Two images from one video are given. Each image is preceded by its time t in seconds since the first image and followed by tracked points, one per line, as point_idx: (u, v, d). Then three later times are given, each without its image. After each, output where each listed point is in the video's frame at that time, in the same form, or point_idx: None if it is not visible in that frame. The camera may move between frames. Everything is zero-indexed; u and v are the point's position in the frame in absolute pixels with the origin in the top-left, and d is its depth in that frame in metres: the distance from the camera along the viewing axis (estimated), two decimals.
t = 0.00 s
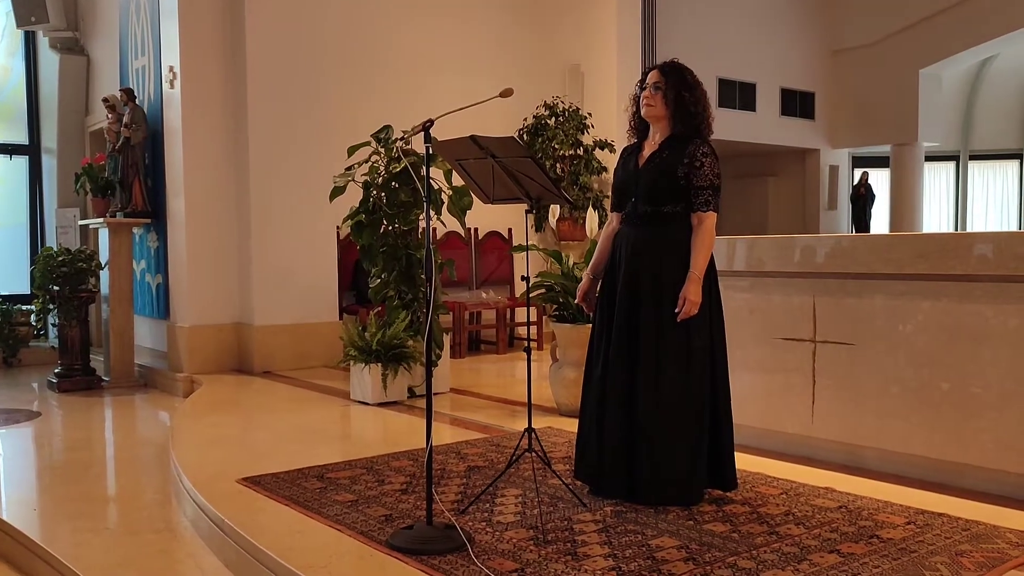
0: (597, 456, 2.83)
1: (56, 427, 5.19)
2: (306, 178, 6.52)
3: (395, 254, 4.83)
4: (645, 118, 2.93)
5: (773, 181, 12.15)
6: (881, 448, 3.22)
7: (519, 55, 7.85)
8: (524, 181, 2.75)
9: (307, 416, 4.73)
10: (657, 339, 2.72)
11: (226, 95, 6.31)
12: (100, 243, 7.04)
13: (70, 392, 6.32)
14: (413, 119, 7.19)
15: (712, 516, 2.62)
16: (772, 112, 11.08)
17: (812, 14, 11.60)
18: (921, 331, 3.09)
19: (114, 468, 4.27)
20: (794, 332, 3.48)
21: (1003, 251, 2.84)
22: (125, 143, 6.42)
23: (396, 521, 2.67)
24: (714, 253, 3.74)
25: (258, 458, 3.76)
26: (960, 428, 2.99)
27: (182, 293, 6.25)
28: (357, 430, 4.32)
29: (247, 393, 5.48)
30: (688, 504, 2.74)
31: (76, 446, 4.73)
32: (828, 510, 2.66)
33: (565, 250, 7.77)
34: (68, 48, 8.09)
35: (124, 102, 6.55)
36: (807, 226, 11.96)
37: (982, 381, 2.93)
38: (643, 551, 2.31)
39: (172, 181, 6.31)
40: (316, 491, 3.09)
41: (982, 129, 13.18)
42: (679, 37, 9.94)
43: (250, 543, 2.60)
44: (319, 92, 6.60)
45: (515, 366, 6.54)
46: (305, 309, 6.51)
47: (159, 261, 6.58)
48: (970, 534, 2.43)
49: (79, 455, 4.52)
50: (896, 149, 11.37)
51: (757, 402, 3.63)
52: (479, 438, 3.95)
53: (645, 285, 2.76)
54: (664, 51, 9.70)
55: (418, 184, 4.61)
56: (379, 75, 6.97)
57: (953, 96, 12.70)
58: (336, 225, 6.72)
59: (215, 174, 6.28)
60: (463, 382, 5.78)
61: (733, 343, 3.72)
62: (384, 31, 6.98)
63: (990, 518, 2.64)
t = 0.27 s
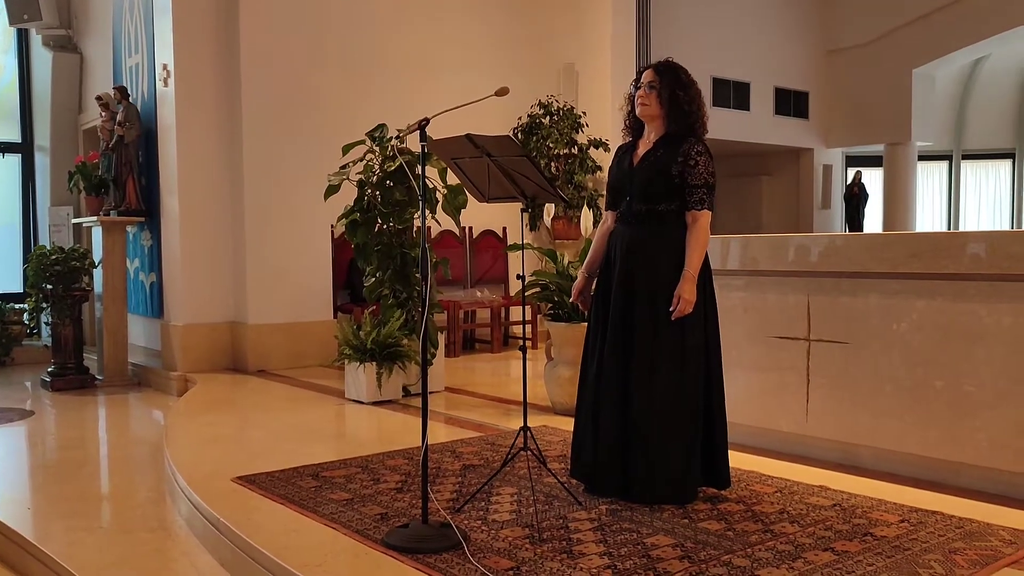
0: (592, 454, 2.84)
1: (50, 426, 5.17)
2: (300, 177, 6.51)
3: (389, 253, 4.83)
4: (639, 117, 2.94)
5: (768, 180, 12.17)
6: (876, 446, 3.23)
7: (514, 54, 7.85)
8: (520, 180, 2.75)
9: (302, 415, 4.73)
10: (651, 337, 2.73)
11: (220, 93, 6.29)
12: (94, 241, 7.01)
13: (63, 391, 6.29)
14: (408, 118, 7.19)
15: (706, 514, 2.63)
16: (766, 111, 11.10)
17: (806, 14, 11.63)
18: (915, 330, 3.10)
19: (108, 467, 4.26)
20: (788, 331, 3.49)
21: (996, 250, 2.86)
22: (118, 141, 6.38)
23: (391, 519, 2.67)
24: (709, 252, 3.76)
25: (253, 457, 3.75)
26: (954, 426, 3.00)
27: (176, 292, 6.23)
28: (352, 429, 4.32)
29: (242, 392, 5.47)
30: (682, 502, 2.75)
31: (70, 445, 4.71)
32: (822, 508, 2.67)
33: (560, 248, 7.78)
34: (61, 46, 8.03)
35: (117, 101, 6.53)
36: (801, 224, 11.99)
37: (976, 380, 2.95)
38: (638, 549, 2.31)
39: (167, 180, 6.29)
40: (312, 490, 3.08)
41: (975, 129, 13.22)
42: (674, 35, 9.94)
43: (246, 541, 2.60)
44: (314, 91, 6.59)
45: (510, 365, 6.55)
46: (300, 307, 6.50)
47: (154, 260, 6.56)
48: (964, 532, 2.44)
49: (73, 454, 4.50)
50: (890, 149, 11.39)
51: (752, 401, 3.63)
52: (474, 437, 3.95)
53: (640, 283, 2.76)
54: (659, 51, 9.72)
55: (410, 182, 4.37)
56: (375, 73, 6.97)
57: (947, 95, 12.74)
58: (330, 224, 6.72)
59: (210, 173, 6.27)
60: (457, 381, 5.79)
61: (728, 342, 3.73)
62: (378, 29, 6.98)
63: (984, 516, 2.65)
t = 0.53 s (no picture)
0: (585, 453, 2.84)
1: (40, 426, 5.15)
2: (293, 176, 6.50)
3: (383, 252, 4.86)
4: (632, 117, 2.94)
5: (759, 179, 12.22)
6: (868, 445, 3.24)
7: (506, 53, 7.85)
8: (514, 180, 2.75)
9: (294, 414, 4.72)
10: (644, 336, 2.73)
11: (212, 92, 6.28)
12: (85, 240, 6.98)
13: (54, 391, 6.27)
14: (400, 117, 7.18)
15: (700, 513, 2.64)
16: (758, 111, 11.14)
17: (797, 13, 11.66)
18: (906, 329, 3.12)
19: (99, 466, 4.24)
20: (781, 331, 3.50)
21: (986, 251, 2.88)
22: (110, 140, 6.35)
23: (385, 519, 2.67)
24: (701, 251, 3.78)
25: (245, 457, 3.75)
26: (945, 425, 3.02)
27: (168, 291, 6.21)
28: (345, 429, 4.31)
29: (234, 391, 5.45)
30: (675, 501, 2.75)
31: (61, 444, 4.69)
32: (815, 507, 2.69)
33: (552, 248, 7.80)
34: (51, 44, 8.01)
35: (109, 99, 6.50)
36: (792, 224, 12.03)
37: (967, 379, 2.97)
38: (632, 549, 2.32)
39: (158, 179, 6.26)
40: (305, 490, 3.08)
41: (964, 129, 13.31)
42: (666, 35, 9.97)
43: (239, 541, 2.59)
44: (306, 90, 6.58)
45: (502, 364, 6.56)
46: (292, 307, 6.49)
47: (145, 259, 6.54)
48: (955, 530, 2.45)
49: (64, 454, 4.49)
50: (881, 149, 11.45)
51: (744, 401, 3.65)
52: (467, 436, 3.96)
53: (633, 282, 2.77)
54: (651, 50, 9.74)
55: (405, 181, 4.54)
56: (367, 72, 6.96)
57: (936, 96, 12.81)
58: (323, 223, 6.71)
59: (202, 172, 6.25)
60: (450, 380, 5.79)
61: (720, 342, 3.74)
62: (370, 28, 6.97)
63: (975, 514, 2.67)
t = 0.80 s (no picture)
0: (579, 452, 2.85)
1: (30, 426, 5.12)
2: (284, 175, 6.49)
3: (374, 251, 4.85)
4: (625, 116, 2.94)
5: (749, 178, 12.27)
6: (859, 443, 3.26)
7: (497, 52, 7.86)
8: (507, 179, 2.76)
9: (286, 413, 4.71)
10: (637, 334, 2.74)
11: (202, 90, 6.25)
12: (74, 239, 6.95)
13: (43, 390, 6.23)
14: (391, 116, 7.18)
15: (693, 511, 2.65)
16: (748, 109, 11.18)
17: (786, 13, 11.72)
18: (897, 328, 3.14)
19: (89, 466, 4.22)
20: (772, 329, 3.52)
21: (976, 250, 2.90)
22: (99, 138, 6.31)
23: (379, 518, 2.67)
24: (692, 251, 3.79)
25: (237, 456, 3.74)
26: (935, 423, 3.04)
27: (158, 290, 6.19)
28: (336, 428, 4.31)
29: (226, 391, 5.44)
30: (668, 499, 2.76)
31: (50, 444, 4.67)
32: (807, 505, 2.70)
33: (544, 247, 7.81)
34: (39, 42, 7.93)
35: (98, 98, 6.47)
36: (782, 223, 12.08)
37: (957, 377, 2.98)
38: (625, 547, 2.33)
39: (148, 177, 6.23)
40: (298, 489, 3.08)
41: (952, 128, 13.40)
42: (656, 34, 10.00)
43: (232, 541, 2.59)
44: (297, 88, 6.56)
45: (493, 363, 6.57)
46: (284, 306, 6.48)
47: (135, 258, 6.51)
48: (946, 527, 2.47)
49: (54, 454, 4.46)
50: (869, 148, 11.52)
51: (736, 399, 3.66)
52: (460, 435, 3.97)
53: (627, 281, 2.77)
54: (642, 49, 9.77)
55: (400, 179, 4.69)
56: (358, 71, 6.95)
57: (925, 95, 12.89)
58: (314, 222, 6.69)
59: (193, 171, 6.23)
60: (442, 379, 5.79)
61: (712, 340, 3.75)
62: (361, 26, 6.96)
63: (966, 512, 2.69)
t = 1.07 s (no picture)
0: (573, 451, 2.85)
1: (18, 426, 5.09)
2: (274, 173, 6.46)
3: (366, 250, 4.85)
4: (618, 115, 2.94)
5: (739, 178, 12.31)
6: (850, 441, 3.28)
7: (488, 51, 7.85)
8: (501, 177, 2.76)
9: (277, 413, 4.70)
10: (631, 334, 2.75)
11: (192, 88, 6.22)
12: (63, 239, 6.90)
13: (32, 391, 6.20)
14: (382, 115, 7.16)
15: (686, 510, 2.66)
16: (738, 109, 11.20)
17: (776, 13, 11.74)
18: (889, 327, 3.15)
19: (80, 467, 4.20)
20: (765, 328, 3.53)
21: (965, 249, 2.92)
22: (88, 137, 6.28)
23: (372, 518, 2.67)
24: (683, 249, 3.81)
25: (229, 456, 3.72)
26: (926, 420, 3.06)
27: (148, 289, 6.16)
28: (328, 427, 4.30)
29: (217, 390, 5.42)
30: (662, 499, 2.77)
31: (40, 445, 4.64)
32: (799, 503, 2.71)
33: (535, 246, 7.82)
34: (28, 40, 7.91)
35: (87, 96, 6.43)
36: (772, 222, 12.12)
37: (948, 375, 3.00)
38: (620, 545, 2.33)
39: (138, 177, 6.21)
40: (291, 489, 3.07)
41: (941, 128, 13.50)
42: (646, 34, 10.01)
43: (226, 541, 2.58)
44: (287, 87, 6.54)
45: (485, 362, 6.57)
46: (274, 305, 6.46)
47: (125, 257, 6.47)
48: (937, 524, 2.49)
49: (43, 454, 4.44)
50: (858, 148, 11.57)
51: (728, 398, 3.67)
52: (453, 434, 3.97)
53: (621, 281, 2.78)
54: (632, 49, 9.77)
55: (392, 179, 4.67)
56: (348, 70, 6.93)
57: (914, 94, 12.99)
58: (305, 221, 6.68)
59: (183, 170, 6.20)
60: (434, 379, 5.78)
61: (704, 339, 3.77)
62: (352, 25, 6.94)
63: (956, 509, 2.71)
